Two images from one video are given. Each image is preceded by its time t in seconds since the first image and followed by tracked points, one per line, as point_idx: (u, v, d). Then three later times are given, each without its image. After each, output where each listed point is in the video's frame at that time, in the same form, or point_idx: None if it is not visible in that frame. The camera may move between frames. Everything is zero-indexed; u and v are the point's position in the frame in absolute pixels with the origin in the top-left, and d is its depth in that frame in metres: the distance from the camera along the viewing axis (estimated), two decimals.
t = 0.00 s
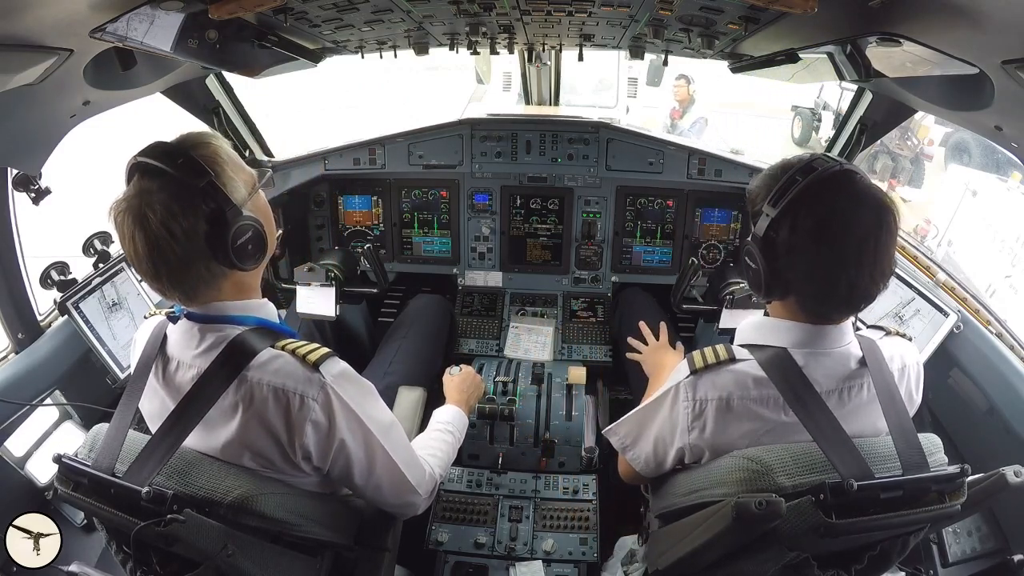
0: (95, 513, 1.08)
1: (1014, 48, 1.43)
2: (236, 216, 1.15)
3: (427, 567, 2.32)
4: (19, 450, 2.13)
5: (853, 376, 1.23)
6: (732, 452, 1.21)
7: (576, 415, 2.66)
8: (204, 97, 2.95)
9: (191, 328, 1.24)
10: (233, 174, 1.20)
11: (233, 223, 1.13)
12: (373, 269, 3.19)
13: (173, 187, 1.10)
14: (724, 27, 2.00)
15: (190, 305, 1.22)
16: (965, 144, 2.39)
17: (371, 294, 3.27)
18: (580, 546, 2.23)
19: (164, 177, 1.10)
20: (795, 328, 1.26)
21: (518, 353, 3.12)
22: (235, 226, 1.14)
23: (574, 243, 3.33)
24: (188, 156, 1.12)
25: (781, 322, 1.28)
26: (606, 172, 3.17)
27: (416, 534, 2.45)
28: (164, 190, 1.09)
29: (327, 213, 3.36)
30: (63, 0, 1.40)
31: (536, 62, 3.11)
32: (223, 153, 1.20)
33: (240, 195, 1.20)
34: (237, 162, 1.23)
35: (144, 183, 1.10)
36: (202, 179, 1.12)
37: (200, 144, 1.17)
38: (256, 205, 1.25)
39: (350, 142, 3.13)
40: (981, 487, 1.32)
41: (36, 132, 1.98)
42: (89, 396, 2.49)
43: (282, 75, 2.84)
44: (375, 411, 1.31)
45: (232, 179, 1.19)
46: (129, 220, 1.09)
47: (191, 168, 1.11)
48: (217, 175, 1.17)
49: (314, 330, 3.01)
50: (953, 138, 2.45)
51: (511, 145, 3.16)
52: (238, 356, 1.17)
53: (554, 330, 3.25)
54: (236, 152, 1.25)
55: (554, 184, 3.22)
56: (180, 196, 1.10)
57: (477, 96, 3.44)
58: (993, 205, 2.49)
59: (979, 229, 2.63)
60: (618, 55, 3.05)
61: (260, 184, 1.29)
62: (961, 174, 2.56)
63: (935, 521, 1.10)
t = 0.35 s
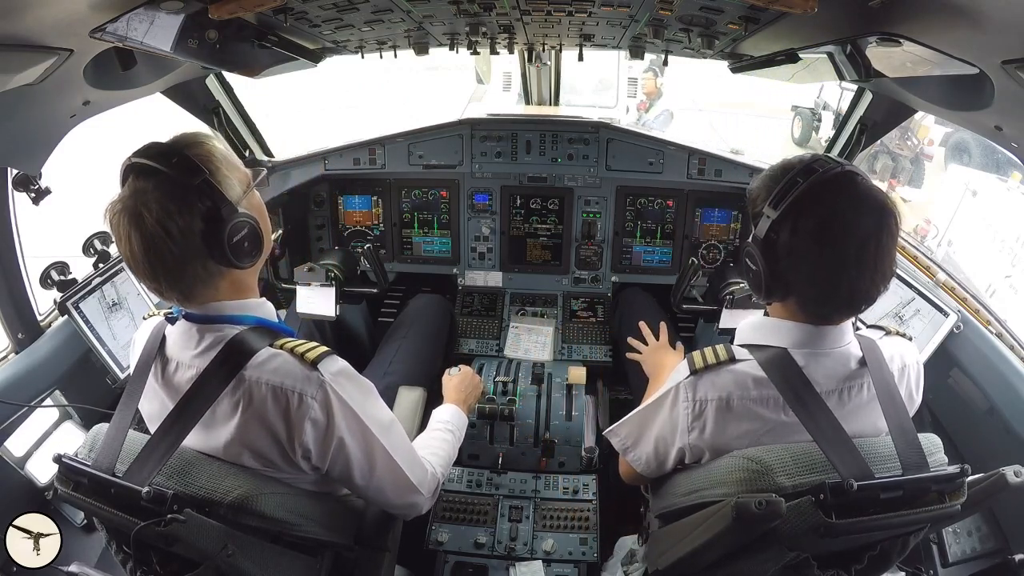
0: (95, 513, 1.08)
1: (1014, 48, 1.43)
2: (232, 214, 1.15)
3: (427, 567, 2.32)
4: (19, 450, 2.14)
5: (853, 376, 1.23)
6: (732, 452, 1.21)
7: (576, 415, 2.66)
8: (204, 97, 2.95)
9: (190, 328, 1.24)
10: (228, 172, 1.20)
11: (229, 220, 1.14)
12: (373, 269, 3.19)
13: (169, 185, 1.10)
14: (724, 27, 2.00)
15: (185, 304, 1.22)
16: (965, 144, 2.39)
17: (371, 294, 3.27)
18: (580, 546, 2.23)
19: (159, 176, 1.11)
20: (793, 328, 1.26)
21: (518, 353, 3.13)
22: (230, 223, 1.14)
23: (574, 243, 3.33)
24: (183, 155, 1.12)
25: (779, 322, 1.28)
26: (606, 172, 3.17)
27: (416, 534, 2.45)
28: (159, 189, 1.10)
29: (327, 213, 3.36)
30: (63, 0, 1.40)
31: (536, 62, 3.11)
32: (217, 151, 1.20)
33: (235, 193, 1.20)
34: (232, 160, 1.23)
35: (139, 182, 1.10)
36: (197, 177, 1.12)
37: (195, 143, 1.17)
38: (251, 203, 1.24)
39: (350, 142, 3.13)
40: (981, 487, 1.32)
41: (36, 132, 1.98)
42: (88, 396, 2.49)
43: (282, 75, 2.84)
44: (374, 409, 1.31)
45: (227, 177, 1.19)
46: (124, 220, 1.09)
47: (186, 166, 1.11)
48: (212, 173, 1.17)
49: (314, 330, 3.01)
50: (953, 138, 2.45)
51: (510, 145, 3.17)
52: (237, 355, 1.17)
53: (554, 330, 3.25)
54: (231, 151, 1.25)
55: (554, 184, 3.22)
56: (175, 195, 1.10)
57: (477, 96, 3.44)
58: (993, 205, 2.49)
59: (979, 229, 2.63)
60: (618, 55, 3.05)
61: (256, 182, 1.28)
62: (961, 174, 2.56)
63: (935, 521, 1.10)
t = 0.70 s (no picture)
0: (95, 513, 1.08)
1: (1014, 48, 1.43)
2: (228, 211, 1.15)
3: (427, 567, 2.32)
4: (19, 450, 2.14)
5: (853, 375, 1.23)
6: (732, 452, 1.21)
7: (576, 415, 2.66)
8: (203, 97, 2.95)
9: (190, 327, 1.23)
10: (225, 172, 1.19)
11: (225, 218, 1.14)
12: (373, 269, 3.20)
13: (166, 184, 1.10)
14: (724, 27, 2.00)
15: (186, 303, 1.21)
16: (965, 144, 2.39)
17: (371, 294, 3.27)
18: (581, 546, 2.23)
19: (157, 175, 1.11)
20: (793, 327, 1.26)
21: (518, 353, 3.13)
22: (227, 220, 1.14)
23: (574, 243, 3.33)
24: (179, 155, 1.11)
25: (779, 322, 1.29)
26: (606, 172, 3.17)
27: (416, 534, 2.45)
28: (157, 189, 1.10)
29: (327, 213, 3.36)
30: None
31: (536, 62, 3.11)
32: (214, 151, 1.20)
33: (232, 192, 1.20)
34: (229, 159, 1.23)
35: (137, 182, 1.10)
36: (193, 176, 1.12)
37: (187, 143, 1.16)
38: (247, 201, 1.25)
39: (350, 142, 3.13)
40: (981, 487, 1.32)
41: (36, 132, 1.98)
42: (88, 396, 2.49)
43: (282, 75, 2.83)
44: (374, 407, 1.31)
45: (224, 177, 1.19)
46: (122, 220, 1.09)
47: (182, 165, 1.11)
48: (208, 172, 1.16)
49: (314, 330, 3.01)
50: (953, 138, 2.46)
51: (511, 145, 3.17)
52: (237, 353, 1.17)
53: (554, 330, 3.25)
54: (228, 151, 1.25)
55: (554, 184, 3.22)
56: (172, 195, 1.10)
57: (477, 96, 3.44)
58: (993, 205, 2.50)
59: (980, 229, 2.63)
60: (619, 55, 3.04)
61: (253, 181, 1.28)
62: (961, 174, 2.58)
63: (936, 521, 1.10)
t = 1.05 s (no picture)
0: (95, 513, 1.08)
1: (1014, 48, 1.43)
2: (224, 224, 1.12)
3: (427, 567, 2.32)
4: (19, 450, 2.14)
5: (853, 376, 1.23)
6: (732, 452, 1.21)
7: (576, 415, 2.66)
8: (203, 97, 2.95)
9: (187, 328, 1.24)
10: (243, 184, 1.19)
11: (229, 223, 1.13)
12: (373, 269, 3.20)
13: (175, 182, 1.10)
14: (724, 27, 2.01)
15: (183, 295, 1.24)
16: (965, 144, 2.39)
17: (371, 294, 3.27)
18: (580, 546, 2.23)
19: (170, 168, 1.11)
20: (793, 327, 1.26)
21: (518, 353, 3.13)
22: (228, 232, 1.12)
23: (574, 243, 3.33)
24: (197, 152, 1.11)
25: (778, 322, 1.29)
26: (606, 172, 3.17)
27: (416, 534, 2.45)
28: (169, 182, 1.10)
29: (327, 213, 3.36)
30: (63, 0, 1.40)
31: (536, 62, 3.11)
32: (241, 160, 1.20)
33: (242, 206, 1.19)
34: (256, 172, 1.23)
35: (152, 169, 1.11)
36: (203, 178, 1.11)
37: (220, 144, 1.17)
38: (261, 218, 1.24)
39: (350, 142, 3.13)
40: (980, 487, 1.32)
41: (36, 131, 1.98)
42: (88, 396, 2.49)
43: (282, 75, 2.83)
44: (370, 408, 1.31)
45: (241, 189, 1.19)
46: (131, 204, 1.11)
47: (197, 165, 1.11)
48: (222, 177, 1.16)
49: (314, 330, 3.01)
50: (953, 138, 2.46)
51: (511, 145, 3.17)
52: (236, 354, 1.17)
53: (554, 330, 3.25)
54: (261, 163, 1.25)
55: (554, 184, 3.22)
56: (179, 191, 1.10)
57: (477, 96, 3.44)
58: (993, 205, 2.50)
59: (980, 229, 2.63)
60: (619, 55, 3.04)
61: (276, 202, 1.28)
62: (961, 174, 2.58)
63: (935, 521, 1.10)
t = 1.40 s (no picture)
0: (95, 513, 1.08)
1: (1014, 48, 1.43)
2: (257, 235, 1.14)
3: (427, 567, 2.32)
4: (19, 450, 2.14)
5: (853, 376, 1.23)
6: (732, 452, 1.21)
7: (576, 415, 2.66)
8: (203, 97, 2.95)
9: (189, 328, 1.24)
10: (289, 204, 1.22)
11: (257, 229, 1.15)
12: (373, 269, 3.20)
13: (222, 181, 1.13)
14: (724, 27, 2.00)
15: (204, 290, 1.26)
16: (965, 144, 2.39)
17: (371, 294, 3.27)
18: (581, 546, 2.23)
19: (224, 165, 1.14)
20: (793, 327, 1.26)
21: (518, 353, 3.13)
22: (257, 247, 1.13)
23: (574, 243, 3.33)
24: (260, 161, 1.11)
25: (778, 322, 1.29)
26: (606, 172, 3.17)
27: (416, 534, 2.45)
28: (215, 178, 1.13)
29: (327, 213, 3.36)
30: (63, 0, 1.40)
31: (536, 62, 3.11)
32: (296, 184, 1.23)
33: (279, 225, 1.21)
34: (307, 197, 1.26)
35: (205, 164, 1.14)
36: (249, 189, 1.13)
37: (283, 160, 1.21)
38: (298, 241, 1.26)
39: (350, 142, 3.13)
40: (981, 488, 1.32)
41: (36, 131, 1.98)
42: (88, 396, 2.49)
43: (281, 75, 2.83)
44: (371, 412, 1.31)
45: (285, 209, 1.21)
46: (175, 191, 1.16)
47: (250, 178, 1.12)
48: (273, 194, 1.19)
49: (314, 330, 3.01)
50: (953, 138, 2.46)
51: (510, 145, 3.17)
52: (237, 354, 1.17)
53: (554, 330, 3.25)
54: (315, 190, 1.28)
55: (554, 184, 3.22)
56: (226, 190, 1.14)
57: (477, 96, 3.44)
58: (993, 205, 2.50)
59: (980, 229, 2.63)
60: (618, 54, 3.04)
61: (316, 235, 1.30)
62: (961, 174, 2.58)
63: (935, 521, 1.10)
